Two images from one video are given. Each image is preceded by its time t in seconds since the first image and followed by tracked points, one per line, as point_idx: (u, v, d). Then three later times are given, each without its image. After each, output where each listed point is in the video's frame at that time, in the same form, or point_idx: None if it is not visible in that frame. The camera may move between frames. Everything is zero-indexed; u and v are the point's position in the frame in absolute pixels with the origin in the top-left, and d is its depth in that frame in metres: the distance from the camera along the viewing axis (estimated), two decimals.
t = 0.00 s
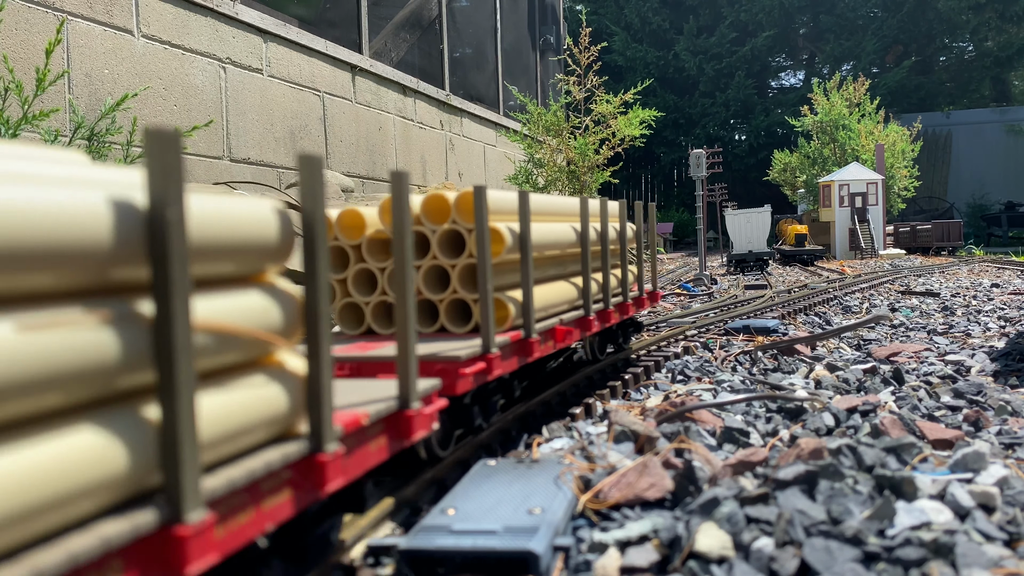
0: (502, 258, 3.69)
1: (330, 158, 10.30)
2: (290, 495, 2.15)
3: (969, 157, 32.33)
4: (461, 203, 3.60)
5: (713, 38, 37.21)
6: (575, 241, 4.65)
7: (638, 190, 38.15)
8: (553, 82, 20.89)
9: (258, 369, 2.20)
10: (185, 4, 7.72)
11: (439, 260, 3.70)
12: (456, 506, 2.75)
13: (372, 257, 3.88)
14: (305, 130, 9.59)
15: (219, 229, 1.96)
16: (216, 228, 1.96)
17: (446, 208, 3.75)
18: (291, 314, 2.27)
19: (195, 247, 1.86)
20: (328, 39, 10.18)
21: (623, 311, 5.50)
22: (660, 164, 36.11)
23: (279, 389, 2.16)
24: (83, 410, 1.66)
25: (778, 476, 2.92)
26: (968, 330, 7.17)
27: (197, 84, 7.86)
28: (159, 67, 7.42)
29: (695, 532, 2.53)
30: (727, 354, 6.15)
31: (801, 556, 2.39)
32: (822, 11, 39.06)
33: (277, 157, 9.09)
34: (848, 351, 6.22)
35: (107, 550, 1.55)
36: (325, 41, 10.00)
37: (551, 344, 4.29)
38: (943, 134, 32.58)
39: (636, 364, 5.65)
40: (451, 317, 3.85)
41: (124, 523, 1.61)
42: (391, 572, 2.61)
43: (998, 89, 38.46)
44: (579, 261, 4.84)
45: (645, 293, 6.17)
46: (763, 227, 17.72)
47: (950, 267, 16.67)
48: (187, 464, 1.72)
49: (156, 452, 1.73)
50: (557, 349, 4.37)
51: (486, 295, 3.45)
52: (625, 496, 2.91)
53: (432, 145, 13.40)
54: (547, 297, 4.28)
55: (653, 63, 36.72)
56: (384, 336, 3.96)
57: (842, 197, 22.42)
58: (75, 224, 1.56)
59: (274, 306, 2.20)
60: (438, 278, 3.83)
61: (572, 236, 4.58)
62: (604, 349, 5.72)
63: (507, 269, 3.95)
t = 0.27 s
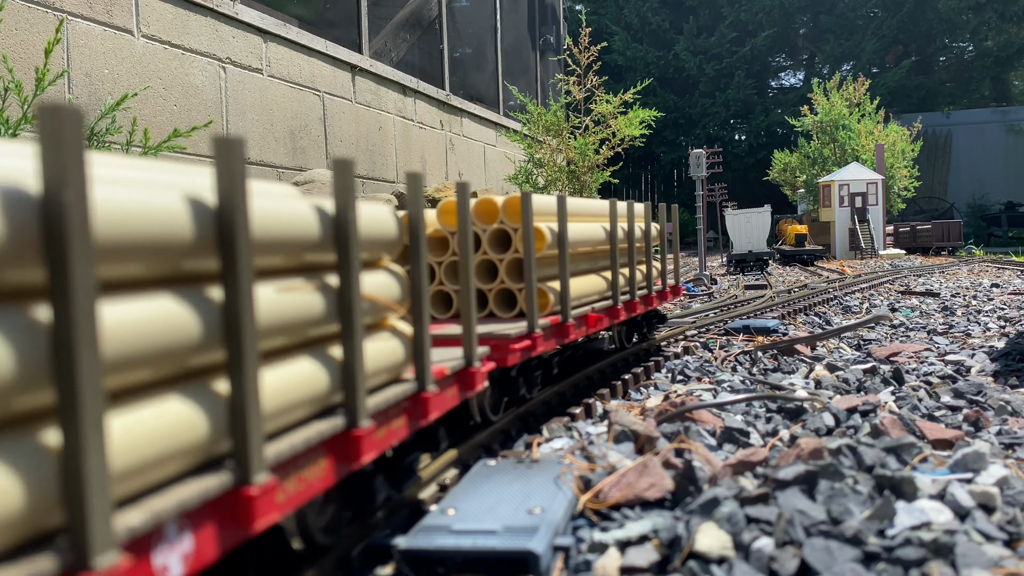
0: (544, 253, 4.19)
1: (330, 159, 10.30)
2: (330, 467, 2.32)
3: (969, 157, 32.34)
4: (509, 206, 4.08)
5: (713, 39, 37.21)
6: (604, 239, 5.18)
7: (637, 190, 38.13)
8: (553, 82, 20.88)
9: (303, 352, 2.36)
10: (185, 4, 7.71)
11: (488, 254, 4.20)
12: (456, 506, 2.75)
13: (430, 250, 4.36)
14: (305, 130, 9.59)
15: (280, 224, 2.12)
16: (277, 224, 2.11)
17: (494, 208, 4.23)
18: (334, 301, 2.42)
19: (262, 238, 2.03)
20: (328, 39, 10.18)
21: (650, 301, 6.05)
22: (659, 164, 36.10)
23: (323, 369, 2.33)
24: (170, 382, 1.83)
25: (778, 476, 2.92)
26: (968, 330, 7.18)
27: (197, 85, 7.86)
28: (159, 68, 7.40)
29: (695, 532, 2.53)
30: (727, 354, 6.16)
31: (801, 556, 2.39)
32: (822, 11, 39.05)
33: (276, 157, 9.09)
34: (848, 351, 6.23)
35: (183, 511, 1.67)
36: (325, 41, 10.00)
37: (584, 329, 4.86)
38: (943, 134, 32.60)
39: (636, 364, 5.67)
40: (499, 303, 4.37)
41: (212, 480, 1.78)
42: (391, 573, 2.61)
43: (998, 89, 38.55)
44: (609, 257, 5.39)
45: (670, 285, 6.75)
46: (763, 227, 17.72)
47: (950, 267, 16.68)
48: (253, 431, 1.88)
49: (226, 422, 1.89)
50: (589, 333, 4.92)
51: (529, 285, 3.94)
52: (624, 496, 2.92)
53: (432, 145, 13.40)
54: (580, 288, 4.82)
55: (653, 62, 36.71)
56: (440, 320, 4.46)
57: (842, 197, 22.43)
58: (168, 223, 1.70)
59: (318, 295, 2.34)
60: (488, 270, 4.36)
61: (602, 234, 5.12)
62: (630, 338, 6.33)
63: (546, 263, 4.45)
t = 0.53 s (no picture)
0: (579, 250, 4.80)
1: (330, 158, 10.29)
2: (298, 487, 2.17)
3: (970, 157, 32.33)
4: (550, 210, 4.68)
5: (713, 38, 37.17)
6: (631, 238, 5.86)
7: (638, 189, 38.13)
8: (553, 82, 20.86)
9: (267, 363, 2.24)
10: (185, 4, 7.70)
11: (531, 253, 4.82)
12: (455, 506, 2.75)
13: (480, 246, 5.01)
14: (305, 130, 9.59)
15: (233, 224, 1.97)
16: (227, 223, 1.96)
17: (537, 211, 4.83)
18: (301, 305, 2.27)
19: (209, 241, 1.88)
20: (328, 39, 10.17)
21: (669, 295, 6.70)
22: (659, 164, 36.09)
23: (287, 383, 2.19)
24: (102, 405, 1.70)
25: (778, 476, 2.92)
26: (968, 330, 7.17)
27: (197, 85, 7.85)
28: (159, 68, 7.40)
29: (695, 532, 2.53)
30: (727, 354, 6.16)
31: (801, 556, 2.39)
32: (822, 11, 39.03)
33: (277, 158, 9.09)
34: (848, 351, 6.23)
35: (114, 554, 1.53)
36: (325, 40, 9.99)
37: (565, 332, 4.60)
38: (943, 134, 32.58)
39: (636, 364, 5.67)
40: (540, 293, 5.02)
41: (148, 519, 1.64)
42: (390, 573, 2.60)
43: (998, 89, 38.54)
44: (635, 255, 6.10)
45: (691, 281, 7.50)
46: (763, 227, 17.72)
47: (950, 267, 16.67)
48: (198, 463, 1.72)
49: (169, 451, 1.75)
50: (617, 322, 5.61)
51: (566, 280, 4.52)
52: (624, 496, 2.91)
53: (432, 145, 13.40)
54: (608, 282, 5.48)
55: (653, 62, 36.69)
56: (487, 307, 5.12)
57: (842, 197, 22.42)
58: (92, 226, 1.55)
59: (283, 299, 2.20)
60: (531, 265, 4.99)
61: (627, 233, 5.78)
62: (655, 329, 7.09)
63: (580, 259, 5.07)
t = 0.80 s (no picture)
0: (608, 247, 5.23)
1: (330, 158, 10.29)
2: (220, 535, 1.83)
3: (970, 157, 32.34)
4: (584, 211, 5.14)
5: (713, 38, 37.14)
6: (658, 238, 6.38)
7: (637, 189, 38.14)
8: (553, 82, 20.86)
9: (184, 389, 1.82)
10: (185, 4, 7.70)
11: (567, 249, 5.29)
12: (456, 506, 2.75)
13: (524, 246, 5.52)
14: (305, 130, 9.60)
15: (151, 221, 1.60)
16: (163, 225, 1.63)
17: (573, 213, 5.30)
18: (225, 323, 1.87)
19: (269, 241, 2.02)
20: (328, 39, 10.18)
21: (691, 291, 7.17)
22: (659, 164, 36.09)
23: (208, 414, 1.81)
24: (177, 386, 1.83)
25: (778, 476, 2.92)
26: (968, 330, 7.18)
27: (197, 85, 7.85)
28: (159, 68, 7.40)
29: (695, 532, 2.53)
30: (727, 354, 6.16)
31: (801, 556, 2.39)
32: (822, 11, 39.02)
33: (277, 158, 9.10)
34: (848, 351, 6.23)
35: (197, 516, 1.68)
36: (325, 40, 9.99)
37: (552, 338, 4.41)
38: (943, 134, 32.58)
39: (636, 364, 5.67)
40: (573, 286, 5.45)
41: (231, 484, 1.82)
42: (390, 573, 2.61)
43: (998, 89, 38.56)
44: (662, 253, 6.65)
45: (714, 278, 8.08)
46: (763, 227, 17.72)
47: (950, 267, 16.67)
48: (262, 440, 1.88)
49: (234, 427, 1.89)
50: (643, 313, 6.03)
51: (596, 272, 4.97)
52: (625, 496, 2.91)
53: (432, 145, 13.40)
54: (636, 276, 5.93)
55: (653, 62, 36.68)
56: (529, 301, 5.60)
57: (842, 197, 22.42)
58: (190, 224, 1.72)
59: (202, 316, 1.79)
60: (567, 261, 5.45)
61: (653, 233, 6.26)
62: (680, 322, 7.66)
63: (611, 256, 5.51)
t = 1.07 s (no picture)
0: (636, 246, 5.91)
1: (329, 159, 10.28)
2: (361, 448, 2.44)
3: (970, 157, 32.32)
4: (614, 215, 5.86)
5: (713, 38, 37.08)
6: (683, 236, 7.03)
7: (637, 190, 38.12)
8: (553, 82, 20.83)
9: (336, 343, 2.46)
10: (185, 4, 7.70)
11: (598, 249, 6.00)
12: (456, 506, 2.75)
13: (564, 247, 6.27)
14: (305, 130, 9.59)
15: (325, 223, 2.23)
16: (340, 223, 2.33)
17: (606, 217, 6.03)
18: (365, 296, 2.50)
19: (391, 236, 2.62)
20: (328, 39, 10.17)
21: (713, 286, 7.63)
22: (659, 164, 36.06)
23: (354, 361, 2.42)
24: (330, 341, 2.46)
25: (779, 476, 2.92)
26: (968, 330, 7.17)
27: (197, 85, 7.85)
28: (159, 68, 7.39)
29: (695, 532, 2.53)
30: (727, 354, 6.16)
31: (801, 556, 2.39)
32: (822, 11, 38.98)
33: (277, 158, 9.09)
34: (848, 351, 6.22)
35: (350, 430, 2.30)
36: (325, 41, 9.99)
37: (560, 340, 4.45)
38: (943, 134, 32.56)
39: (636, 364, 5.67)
40: (605, 280, 6.30)
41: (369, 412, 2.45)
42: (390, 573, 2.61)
43: (998, 89, 38.54)
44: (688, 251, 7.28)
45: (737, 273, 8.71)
46: (763, 227, 17.71)
47: (950, 267, 16.66)
48: (390, 383, 2.50)
49: (369, 371, 2.51)
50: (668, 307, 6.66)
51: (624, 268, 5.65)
52: (625, 496, 2.91)
53: (432, 145, 13.39)
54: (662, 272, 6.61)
55: (653, 62, 36.64)
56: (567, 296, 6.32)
57: (842, 197, 22.40)
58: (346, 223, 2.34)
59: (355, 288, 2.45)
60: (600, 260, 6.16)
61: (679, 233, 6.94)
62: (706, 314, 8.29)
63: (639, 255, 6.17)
